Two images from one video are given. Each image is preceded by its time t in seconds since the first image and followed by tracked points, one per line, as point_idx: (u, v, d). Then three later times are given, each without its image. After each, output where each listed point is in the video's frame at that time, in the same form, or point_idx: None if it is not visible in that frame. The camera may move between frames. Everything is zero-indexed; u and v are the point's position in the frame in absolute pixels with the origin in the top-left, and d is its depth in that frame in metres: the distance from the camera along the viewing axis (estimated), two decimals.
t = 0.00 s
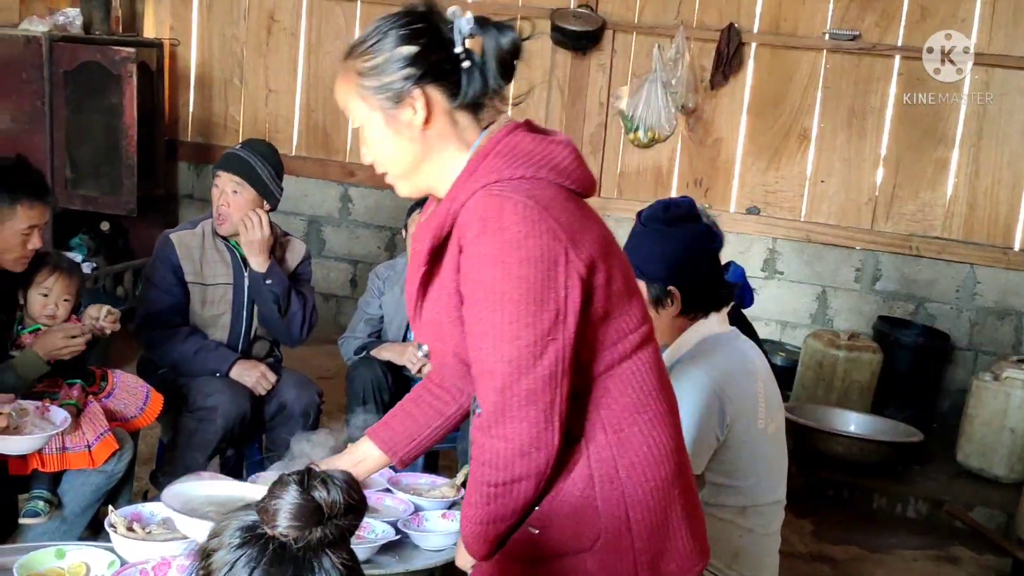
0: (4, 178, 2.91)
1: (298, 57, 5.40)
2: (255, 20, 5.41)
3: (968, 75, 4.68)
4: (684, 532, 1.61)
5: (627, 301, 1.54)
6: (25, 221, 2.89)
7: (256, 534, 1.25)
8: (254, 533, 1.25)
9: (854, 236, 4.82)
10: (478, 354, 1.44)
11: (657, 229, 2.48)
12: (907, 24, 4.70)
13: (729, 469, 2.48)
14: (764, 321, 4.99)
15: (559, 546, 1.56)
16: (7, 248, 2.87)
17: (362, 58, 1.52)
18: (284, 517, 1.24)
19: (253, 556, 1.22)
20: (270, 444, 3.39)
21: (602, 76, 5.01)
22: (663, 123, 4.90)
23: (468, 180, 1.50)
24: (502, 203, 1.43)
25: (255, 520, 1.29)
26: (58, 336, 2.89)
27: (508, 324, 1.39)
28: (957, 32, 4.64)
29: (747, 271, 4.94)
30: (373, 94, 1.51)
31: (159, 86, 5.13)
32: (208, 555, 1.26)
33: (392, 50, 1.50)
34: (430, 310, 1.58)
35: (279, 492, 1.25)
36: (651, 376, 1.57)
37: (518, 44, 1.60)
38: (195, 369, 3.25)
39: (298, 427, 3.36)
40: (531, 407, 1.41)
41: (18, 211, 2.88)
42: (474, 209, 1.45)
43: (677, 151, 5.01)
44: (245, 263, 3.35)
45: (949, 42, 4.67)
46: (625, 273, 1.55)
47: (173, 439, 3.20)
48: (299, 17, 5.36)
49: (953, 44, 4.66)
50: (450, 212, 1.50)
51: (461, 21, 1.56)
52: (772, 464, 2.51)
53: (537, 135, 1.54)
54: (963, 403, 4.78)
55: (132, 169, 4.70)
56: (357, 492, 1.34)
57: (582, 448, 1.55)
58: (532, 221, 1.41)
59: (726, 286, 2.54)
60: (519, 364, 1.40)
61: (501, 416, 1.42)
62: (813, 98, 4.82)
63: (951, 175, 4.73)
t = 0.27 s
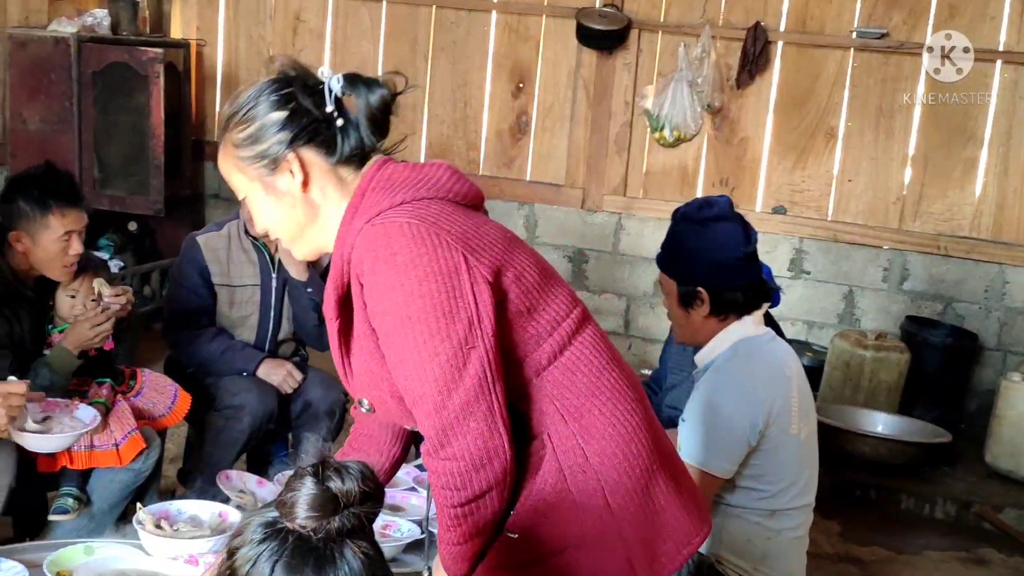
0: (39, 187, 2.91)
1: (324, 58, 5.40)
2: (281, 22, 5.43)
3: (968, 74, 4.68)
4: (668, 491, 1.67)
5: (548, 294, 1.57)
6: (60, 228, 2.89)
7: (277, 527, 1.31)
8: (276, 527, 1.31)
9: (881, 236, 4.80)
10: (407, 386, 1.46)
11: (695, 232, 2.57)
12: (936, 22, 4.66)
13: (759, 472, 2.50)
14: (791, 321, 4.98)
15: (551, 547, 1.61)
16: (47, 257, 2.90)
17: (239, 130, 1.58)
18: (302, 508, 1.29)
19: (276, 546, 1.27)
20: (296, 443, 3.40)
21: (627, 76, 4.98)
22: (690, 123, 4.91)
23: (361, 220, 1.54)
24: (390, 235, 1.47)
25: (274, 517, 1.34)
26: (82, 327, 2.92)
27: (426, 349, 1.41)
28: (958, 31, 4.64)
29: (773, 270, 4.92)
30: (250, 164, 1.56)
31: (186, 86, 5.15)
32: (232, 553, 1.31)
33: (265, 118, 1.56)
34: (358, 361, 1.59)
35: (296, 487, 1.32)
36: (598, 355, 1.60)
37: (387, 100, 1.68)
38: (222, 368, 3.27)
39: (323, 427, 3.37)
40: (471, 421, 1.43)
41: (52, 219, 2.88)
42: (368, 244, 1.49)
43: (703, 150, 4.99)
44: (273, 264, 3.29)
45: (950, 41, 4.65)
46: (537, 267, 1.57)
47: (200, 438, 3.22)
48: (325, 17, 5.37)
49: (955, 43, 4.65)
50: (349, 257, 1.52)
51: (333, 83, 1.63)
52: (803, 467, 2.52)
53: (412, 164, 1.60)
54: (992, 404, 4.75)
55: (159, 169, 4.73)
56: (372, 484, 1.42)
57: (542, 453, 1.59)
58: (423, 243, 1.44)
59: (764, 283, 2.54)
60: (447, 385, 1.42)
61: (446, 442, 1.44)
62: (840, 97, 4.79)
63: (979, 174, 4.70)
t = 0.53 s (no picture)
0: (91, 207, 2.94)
1: (352, 56, 5.41)
2: (309, 19, 5.42)
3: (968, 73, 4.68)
4: (667, 460, 1.70)
5: (515, 288, 1.59)
6: (110, 249, 2.96)
7: (302, 529, 1.36)
8: (303, 528, 1.36)
9: (909, 235, 4.78)
10: (390, 399, 1.47)
11: (733, 230, 2.52)
12: (967, 19, 4.63)
13: (795, 470, 2.48)
14: (819, 319, 4.97)
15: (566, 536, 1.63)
16: (93, 274, 2.98)
17: (196, 178, 1.67)
18: (327, 511, 1.34)
19: (302, 546, 1.33)
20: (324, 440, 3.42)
21: (655, 73, 4.97)
22: (718, 120, 4.89)
23: (323, 242, 1.56)
24: (349, 252, 1.49)
25: (300, 517, 1.39)
26: (105, 322, 2.96)
27: (403, 357, 1.43)
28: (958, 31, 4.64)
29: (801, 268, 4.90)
30: (207, 209, 1.66)
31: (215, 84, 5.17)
32: (259, 550, 1.37)
33: (219, 164, 1.65)
34: (339, 386, 1.60)
35: (320, 490, 1.36)
36: (573, 341, 1.63)
37: (338, 141, 1.77)
38: (252, 366, 3.29)
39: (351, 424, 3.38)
40: (460, 423, 1.43)
41: (103, 241, 2.93)
42: (329, 263, 1.51)
43: (731, 148, 4.96)
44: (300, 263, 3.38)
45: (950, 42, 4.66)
46: (499, 264, 1.60)
47: (230, 434, 3.24)
48: (353, 14, 5.37)
49: (954, 44, 4.65)
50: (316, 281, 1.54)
51: (284, 128, 1.72)
52: (838, 465, 2.52)
53: (362, 187, 1.64)
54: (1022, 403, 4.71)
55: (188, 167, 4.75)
56: (396, 485, 1.43)
57: (539, 447, 1.61)
58: (383, 254, 1.46)
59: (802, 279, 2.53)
60: (429, 391, 1.43)
61: (437, 448, 1.45)
62: (870, 94, 4.76)
63: (1010, 172, 4.67)
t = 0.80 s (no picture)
0: (126, 214, 2.95)
1: (372, 55, 5.44)
2: (330, 17, 5.46)
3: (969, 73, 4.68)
4: (666, 447, 1.75)
5: (507, 286, 1.62)
6: (140, 254, 2.99)
7: (340, 531, 1.35)
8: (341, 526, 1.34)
9: (931, 234, 4.76)
10: (389, 402, 1.49)
11: (755, 231, 2.52)
12: (990, 19, 4.60)
13: (814, 470, 2.47)
14: (840, 320, 4.94)
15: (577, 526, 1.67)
16: (121, 277, 3.02)
17: (185, 191, 1.68)
18: (365, 523, 1.30)
19: (339, 552, 1.32)
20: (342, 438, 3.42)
21: (676, 72, 4.96)
22: (738, 120, 4.87)
23: (315, 249, 1.57)
24: (340, 259, 1.50)
25: (340, 514, 1.39)
26: (125, 314, 2.96)
27: (401, 360, 1.44)
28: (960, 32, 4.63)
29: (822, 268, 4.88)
30: (196, 222, 1.68)
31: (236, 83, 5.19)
32: (297, 544, 1.38)
33: (207, 176, 1.66)
34: (339, 392, 1.62)
35: (359, 498, 1.32)
36: (566, 336, 1.66)
37: (326, 152, 1.77)
38: (271, 364, 3.30)
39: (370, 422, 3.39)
40: (461, 422, 1.45)
41: (134, 247, 2.96)
42: (320, 271, 1.52)
43: (751, 147, 4.95)
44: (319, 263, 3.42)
45: (951, 42, 4.65)
46: (490, 264, 1.63)
47: (250, 432, 3.25)
48: (373, 13, 5.39)
49: (955, 44, 4.65)
50: (310, 289, 1.55)
51: (271, 139, 1.73)
52: (857, 465, 2.51)
53: (349, 194, 1.65)
54: None
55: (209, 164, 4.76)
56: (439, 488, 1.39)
57: (541, 442, 1.64)
58: (375, 258, 1.48)
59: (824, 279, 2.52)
60: (428, 393, 1.44)
61: (440, 449, 1.45)
62: (892, 93, 4.74)
63: None
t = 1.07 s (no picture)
0: (156, 212, 2.96)
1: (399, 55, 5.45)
2: (358, 16, 5.49)
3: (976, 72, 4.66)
4: (688, 446, 1.74)
5: (530, 285, 1.62)
6: (166, 250, 3.00)
7: (375, 554, 1.34)
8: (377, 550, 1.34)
9: (960, 238, 4.72)
10: (412, 403, 1.49)
11: (782, 229, 2.50)
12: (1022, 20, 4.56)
13: (837, 472, 2.45)
14: (866, 323, 4.90)
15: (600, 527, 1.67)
16: (147, 271, 3.02)
17: (207, 192, 1.68)
18: (403, 559, 1.31)
19: None
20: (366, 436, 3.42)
21: (703, 73, 4.94)
22: (766, 121, 4.84)
23: (337, 251, 1.58)
24: (364, 261, 1.51)
25: (375, 532, 1.37)
26: (149, 308, 2.95)
27: (424, 361, 1.45)
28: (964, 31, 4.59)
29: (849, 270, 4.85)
30: (217, 222, 1.67)
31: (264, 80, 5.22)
32: (329, 559, 1.36)
33: (229, 177, 1.67)
34: (362, 393, 1.62)
35: (399, 534, 1.32)
36: (591, 335, 1.65)
37: (347, 154, 1.79)
38: (296, 361, 3.30)
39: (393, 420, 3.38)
40: (484, 423, 1.45)
41: (160, 241, 2.98)
42: (343, 273, 1.53)
43: (779, 148, 4.92)
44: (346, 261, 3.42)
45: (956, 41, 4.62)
46: (512, 264, 1.62)
47: (274, 429, 3.25)
48: (400, 12, 5.41)
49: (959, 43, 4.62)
50: (334, 290, 1.56)
51: (294, 141, 1.74)
52: (882, 468, 2.48)
53: (369, 196, 1.66)
54: None
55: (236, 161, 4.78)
56: (477, 519, 1.41)
57: (565, 443, 1.63)
58: (397, 259, 1.48)
59: (851, 280, 2.49)
60: (452, 393, 1.44)
61: (464, 450, 1.46)
62: (922, 95, 4.70)
63: None
